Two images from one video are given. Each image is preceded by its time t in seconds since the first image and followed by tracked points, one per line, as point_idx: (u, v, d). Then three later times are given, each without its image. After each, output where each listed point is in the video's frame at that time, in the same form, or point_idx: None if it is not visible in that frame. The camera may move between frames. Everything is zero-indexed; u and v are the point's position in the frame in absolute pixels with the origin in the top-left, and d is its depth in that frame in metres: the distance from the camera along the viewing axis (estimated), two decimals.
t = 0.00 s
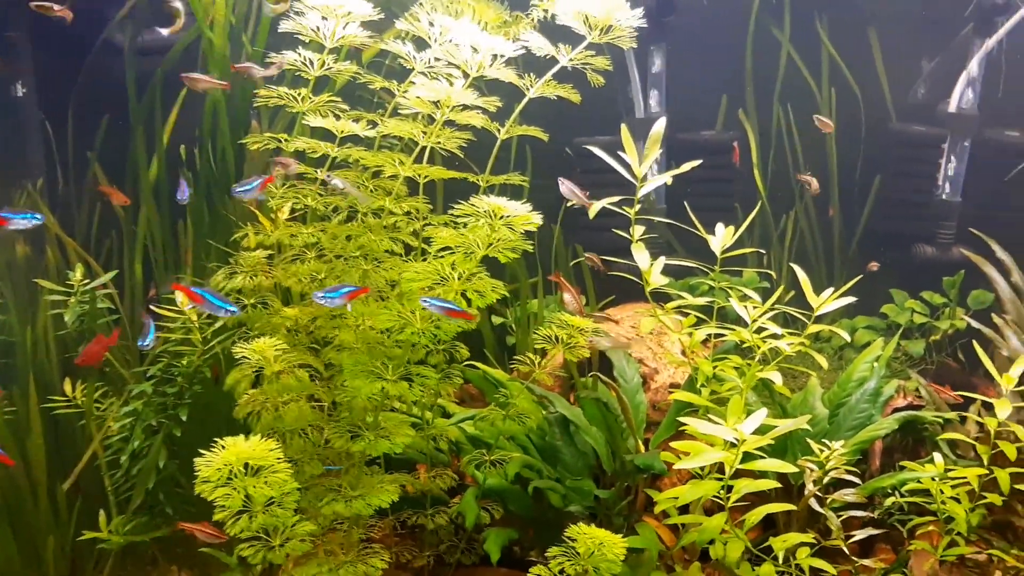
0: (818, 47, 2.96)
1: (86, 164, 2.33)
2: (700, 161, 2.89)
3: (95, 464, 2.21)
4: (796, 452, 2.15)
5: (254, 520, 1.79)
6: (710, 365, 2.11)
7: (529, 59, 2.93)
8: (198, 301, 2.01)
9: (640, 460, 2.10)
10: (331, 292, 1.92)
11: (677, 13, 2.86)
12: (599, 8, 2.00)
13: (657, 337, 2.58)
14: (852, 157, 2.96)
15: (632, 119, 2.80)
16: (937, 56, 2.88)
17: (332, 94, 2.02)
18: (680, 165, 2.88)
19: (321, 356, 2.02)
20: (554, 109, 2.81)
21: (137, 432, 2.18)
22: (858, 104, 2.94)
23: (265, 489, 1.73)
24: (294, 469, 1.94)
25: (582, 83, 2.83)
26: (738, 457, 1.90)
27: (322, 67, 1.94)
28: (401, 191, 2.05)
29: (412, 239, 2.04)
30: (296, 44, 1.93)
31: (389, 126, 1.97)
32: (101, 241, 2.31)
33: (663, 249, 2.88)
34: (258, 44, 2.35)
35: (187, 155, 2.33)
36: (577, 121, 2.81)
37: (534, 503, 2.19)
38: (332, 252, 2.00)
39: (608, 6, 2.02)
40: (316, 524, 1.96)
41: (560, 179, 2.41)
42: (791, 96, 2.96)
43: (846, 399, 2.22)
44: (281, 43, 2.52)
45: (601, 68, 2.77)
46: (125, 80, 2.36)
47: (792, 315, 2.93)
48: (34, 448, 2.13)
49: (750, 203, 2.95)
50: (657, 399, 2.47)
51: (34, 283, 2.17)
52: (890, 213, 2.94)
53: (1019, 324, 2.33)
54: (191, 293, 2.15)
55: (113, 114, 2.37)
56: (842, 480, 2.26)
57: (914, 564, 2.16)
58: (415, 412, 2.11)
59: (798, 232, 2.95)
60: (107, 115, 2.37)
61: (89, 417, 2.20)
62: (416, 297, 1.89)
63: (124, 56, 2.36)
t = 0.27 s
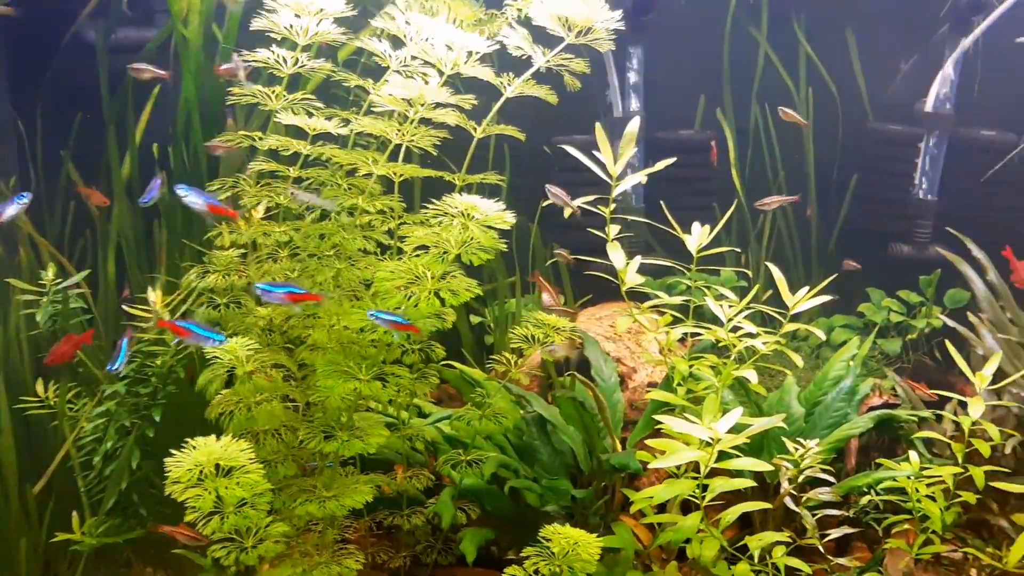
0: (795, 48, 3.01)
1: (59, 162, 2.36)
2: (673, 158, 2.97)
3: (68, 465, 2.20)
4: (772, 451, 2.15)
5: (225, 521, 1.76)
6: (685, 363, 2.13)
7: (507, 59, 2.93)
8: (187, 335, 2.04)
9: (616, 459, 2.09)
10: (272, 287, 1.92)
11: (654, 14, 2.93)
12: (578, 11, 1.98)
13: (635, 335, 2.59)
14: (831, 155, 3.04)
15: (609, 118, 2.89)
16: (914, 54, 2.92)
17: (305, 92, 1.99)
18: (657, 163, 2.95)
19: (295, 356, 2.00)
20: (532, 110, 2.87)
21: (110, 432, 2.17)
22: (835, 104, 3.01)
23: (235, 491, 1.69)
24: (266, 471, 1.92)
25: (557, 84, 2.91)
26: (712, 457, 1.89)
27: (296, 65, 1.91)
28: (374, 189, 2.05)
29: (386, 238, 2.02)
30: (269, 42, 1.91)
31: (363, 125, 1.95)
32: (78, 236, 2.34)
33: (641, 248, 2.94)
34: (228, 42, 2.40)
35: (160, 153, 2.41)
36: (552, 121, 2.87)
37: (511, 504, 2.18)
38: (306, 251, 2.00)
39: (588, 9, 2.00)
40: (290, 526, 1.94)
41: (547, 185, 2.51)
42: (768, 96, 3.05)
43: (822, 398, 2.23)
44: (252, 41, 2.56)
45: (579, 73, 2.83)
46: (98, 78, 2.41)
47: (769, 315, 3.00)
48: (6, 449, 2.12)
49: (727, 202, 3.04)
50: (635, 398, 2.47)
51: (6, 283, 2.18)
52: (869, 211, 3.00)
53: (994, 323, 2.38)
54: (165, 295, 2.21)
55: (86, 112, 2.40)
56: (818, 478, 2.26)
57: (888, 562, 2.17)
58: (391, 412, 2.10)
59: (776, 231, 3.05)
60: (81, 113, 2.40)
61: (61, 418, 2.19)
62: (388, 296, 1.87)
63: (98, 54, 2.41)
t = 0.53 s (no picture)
0: (777, 50, 3.06)
1: (40, 164, 2.38)
2: (651, 162, 3.03)
3: (48, 469, 2.19)
4: (754, 452, 2.15)
5: (205, 526, 1.70)
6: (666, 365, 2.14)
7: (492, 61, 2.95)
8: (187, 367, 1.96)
9: (598, 461, 2.08)
10: (231, 291, 1.91)
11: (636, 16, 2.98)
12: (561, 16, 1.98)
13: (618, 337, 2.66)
14: (812, 157, 3.09)
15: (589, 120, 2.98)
16: (895, 57, 3.03)
17: (285, 95, 1.98)
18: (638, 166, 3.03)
19: (276, 360, 2.00)
20: (514, 111, 2.93)
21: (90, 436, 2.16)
22: (817, 106, 3.07)
23: (215, 497, 1.62)
24: (245, 475, 1.89)
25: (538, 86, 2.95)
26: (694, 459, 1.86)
27: (275, 69, 1.91)
28: (353, 193, 2.05)
29: (366, 241, 2.01)
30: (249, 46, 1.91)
31: (344, 127, 1.95)
32: (60, 237, 2.36)
33: (625, 250, 2.97)
34: (207, 45, 2.41)
35: (139, 157, 2.41)
36: (534, 124, 2.94)
37: (493, 507, 2.17)
38: (286, 254, 2.00)
39: (570, 15, 1.99)
40: (271, 529, 1.93)
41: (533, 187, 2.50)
42: (751, 98, 3.09)
43: (803, 399, 2.24)
44: (232, 45, 2.54)
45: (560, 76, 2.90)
46: (77, 79, 2.41)
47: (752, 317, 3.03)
48: None
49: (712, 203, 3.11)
50: (618, 400, 2.55)
51: None
52: (850, 212, 3.08)
53: (974, 325, 2.42)
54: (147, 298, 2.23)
55: (66, 113, 2.41)
56: (799, 479, 2.27)
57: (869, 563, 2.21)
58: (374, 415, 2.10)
59: (758, 233, 3.10)
60: (62, 113, 2.41)
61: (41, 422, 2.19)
62: (369, 302, 1.83)
63: (77, 55, 2.42)
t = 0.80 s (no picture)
0: (766, 55, 3.25)
1: (27, 166, 2.48)
2: (638, 164, 3.17)
3: (33, 473, 2.19)
4: (742, 451, 2.16)
5: (193, 530, 1.63)
6: (654, 365, 2.14)
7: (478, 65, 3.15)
8: (193, 398, 1.86)
9: (587, 462, 2.08)
10: (200, 291, 1.94)
11: (625, 20, 3.14)
12: (549, 17, 1.98)
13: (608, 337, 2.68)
14: (799, 157, 3.29)
15: (577, 122, 3.13)
16: (880, 61, 3.20)
17: (271, 96, 1.98)
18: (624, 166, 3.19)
19: (263, 362, 1.98)
20: (501, 112, 3.08)
21: (76, 439, 2.16)
22: (803, 108, 3.26)
23: (202, 499, 1.57)
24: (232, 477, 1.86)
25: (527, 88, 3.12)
26: (683, 458, 1.85)
27: (261, 69, 1.90)
28: (341, 193, 2.04)
29: (353, 242, 2.01)
30: (234, 47, 1.90)
31: (332, 129, 1.93)
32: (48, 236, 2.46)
33: (614, 251, 3.10)
34: (193, 46, 2.41)
35: (127, 157, 2.48)
36: (521, 122, 3.09)
37: (482, 507, 2.17)
38: (272, 255, 1.99)
39: (559, 17, 2.00)
40: (258, 531, 1.91)
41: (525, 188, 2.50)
42: (739, 100, 3.29)
43: (790, 399, 2.25)
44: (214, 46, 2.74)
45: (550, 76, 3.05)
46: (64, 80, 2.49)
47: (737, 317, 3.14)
48: None
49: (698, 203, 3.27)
50: (606, 400, 2.55)
51: None
52: (835, 211, 3.27)
53: (960, 323, 2.42)
54: (132, 297, 2.19)
55: (50, 114, 2.49)
56: (787, 479, 2.28)
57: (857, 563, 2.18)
58: (363, 416, 2.09)
59: (746, 234, 3.29)
60: (45, 115, 2.48)
61: (27, 424, 2.19)
62: (358, 304, 1.81)
63: (64, 56, 2.52)
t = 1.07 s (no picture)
0: (754, 54, 3.36)
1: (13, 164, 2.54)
2: (627, 161, 3.26)
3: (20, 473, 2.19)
4: (730, 449, 2.16)
5: (180, 529, 1.59)
6: (642, 363, 2.14)
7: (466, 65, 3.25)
8: (192, 420, 1.87)
9: (575, 460, 2.07)
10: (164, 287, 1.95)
11: (615, 20, 3.22)
12: (536, 14, 1.97)
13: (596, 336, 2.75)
14: (787, 153, 3.39)
15: (565, 120, 3.21)
16: (868, 60, 3.26)
17: (258, 93, 1.97)
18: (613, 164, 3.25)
19: (251, 361, 1.97)
20: (491, 110, 3.18)
21: (63, 439, 2.16)
22: (791, 105, 3.36)
23: (190, 499, 1.53)
24: (218, 476, 1.83)
25: (516, 85, 3.20)
26: (671, 456, 1.83)
27: (247, 67, 1.90)
28: (328, 192, 2.03)
29: (342, 241, 2.00)
30: (219, 45, 1.89)
31: (319, 128, 1.92)
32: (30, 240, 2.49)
33: (602, 249, 3.15)
34: (176, 42, 2.41)
35: (114, 155, 2.50)
36: (511, 120, 3.17)
37: (470, 506, 2.16)
38: (259, 253, 1.98)
39: (546, 14, 1.99)
40: (246, 531, 1.90)
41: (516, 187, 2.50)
42: (726, 97, 3.40)
43: (778, 396, 2.25)
44: (200, 45, 2.84)
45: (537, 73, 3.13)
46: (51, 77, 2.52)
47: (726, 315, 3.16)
48: None
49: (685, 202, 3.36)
50: (595, 398, 2.59)
51: None
52: (823, 208, 3.36)
53: (947, 321, 2.43)
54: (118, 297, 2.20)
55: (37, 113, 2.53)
56: (774, 475, 2.29)
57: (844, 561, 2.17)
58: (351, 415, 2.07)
59: (734, 231, 3.38)
60: (31, 115, 2.50)
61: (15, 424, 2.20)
62: (346, 303, 1.77)
63: (51, 54, 2.56)
